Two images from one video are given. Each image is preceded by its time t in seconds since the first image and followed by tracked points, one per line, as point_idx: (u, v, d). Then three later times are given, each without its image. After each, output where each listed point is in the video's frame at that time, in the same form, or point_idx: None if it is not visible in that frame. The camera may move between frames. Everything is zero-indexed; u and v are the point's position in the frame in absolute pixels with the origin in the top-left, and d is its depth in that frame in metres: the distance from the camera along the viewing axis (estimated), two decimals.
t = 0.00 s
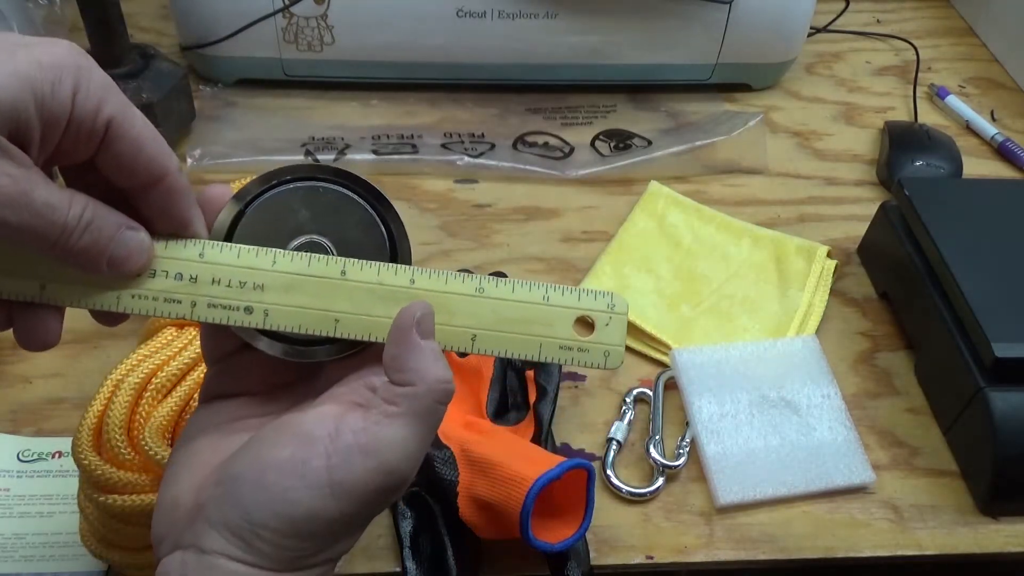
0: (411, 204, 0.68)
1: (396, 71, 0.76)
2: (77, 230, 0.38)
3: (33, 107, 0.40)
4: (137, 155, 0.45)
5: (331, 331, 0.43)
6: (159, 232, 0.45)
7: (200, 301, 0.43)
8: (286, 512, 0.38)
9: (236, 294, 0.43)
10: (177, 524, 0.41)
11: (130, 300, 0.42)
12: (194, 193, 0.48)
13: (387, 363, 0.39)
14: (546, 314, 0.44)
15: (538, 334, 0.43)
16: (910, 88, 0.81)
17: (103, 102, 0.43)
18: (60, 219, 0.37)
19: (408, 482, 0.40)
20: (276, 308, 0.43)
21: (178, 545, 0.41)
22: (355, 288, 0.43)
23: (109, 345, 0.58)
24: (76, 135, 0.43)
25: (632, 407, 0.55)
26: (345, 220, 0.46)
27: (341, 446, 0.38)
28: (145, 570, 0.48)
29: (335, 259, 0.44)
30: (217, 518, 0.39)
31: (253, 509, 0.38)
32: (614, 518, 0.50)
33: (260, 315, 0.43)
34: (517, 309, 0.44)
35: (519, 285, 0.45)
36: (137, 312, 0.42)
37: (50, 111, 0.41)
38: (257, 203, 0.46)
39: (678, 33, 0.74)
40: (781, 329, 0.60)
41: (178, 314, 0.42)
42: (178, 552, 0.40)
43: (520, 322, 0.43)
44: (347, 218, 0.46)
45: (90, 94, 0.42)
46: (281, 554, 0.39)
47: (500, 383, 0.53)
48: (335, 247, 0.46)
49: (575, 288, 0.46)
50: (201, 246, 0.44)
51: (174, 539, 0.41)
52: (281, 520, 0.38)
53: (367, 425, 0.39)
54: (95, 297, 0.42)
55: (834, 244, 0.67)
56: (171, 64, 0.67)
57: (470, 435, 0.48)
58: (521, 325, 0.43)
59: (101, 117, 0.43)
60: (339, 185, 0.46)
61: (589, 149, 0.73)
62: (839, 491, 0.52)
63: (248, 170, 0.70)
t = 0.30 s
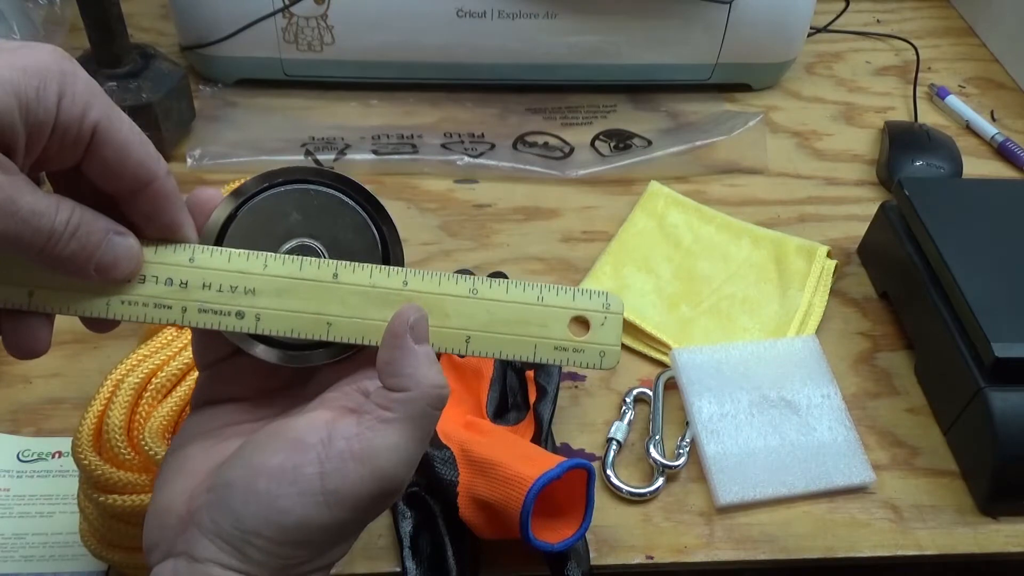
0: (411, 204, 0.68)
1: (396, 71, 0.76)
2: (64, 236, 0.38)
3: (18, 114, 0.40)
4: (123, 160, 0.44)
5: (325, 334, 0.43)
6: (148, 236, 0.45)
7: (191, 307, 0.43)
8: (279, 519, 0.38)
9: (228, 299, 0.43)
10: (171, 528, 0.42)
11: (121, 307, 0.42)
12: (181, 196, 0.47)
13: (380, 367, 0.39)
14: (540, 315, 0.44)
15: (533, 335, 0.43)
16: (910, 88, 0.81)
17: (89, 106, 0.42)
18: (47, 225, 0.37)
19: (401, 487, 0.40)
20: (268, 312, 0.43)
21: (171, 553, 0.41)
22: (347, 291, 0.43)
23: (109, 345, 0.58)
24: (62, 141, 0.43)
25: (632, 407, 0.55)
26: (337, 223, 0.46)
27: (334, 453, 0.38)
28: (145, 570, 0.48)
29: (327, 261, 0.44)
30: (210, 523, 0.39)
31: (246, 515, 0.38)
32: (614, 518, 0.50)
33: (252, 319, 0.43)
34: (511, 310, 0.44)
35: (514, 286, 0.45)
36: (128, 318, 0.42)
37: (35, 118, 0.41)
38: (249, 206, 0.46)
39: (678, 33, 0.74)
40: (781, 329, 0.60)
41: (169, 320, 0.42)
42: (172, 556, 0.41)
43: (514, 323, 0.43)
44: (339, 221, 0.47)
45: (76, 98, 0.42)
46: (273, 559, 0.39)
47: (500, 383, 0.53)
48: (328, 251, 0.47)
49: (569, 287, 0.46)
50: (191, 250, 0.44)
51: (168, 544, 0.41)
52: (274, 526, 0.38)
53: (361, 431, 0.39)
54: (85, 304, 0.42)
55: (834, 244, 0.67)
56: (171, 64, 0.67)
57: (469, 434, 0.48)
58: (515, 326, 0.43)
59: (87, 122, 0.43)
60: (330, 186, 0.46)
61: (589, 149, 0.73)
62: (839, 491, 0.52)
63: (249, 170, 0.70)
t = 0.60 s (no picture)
0: (411, 205, 0.68)
1: (396, 71, 0.76)
2: (52, 235, 0.38)
3: (4, 112, 0.40)
4: (111, 159, 0.44)
5: (314, 334, 0.43)
6: (136, 236, 0.45)
7: (180, 307, 0.43)
8: (269, 518, 0.38)
9: (217, 299, 0.43)
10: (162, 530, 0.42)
11: (109, 307, 0.42)
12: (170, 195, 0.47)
13: (369, 364, 0.39)
14: (532, 314, 0.44)
15: (525, 335, 0.43)
16: (910, 88, 0.81)
17: (76, 105, 0.42)
18: (34, 224, 0.37)
19: (393, 484, 0.40)
20: (257, 312, 0.43)
21: (162, 554, 0.41)
22: (337, 291, 0.43)
23: (109, 345, 0.58)
24: (49, 139, 0.43)
25: (632, 407, 0.55)
26: (326, 222, 0.47)
27: (323, 450, 0.38)
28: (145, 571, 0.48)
29: (317, 260, 0.44)
30: (200, 523, 0.39)
31: (237, 515, 0.38)
32: (614, 518, 0.50)
33: (241, 319, 0.43)
34: (502, 310, 0.44)
35: (506, 285, 0.45)
36: (116, 318, 0.42)
37: (21, 116, 0.41)
38: (237, 205, 0.46)
39: (678, 33, 0.74)
40: (780, 329, 0.60)
41: (158, 320, 0.42)
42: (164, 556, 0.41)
43: (506, 323, 0.43)
44: (328, 220, 0.47)
45: (63, 97, 0.42)
46: (265, 558, 0.39)
47: (500, 383, 0.53)
48: (316, 248, 0.46)
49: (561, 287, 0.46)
50: (179, 250, 0.44)
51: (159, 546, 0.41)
52: (264, 525, 0.38)
53: (350, 428, 0.39)
54: (74, 303, 0.42)
55: (834, 244, 0.67)
56: (171, 64, 0.67)
57: (469, 435, 0.48)
58: (506, 326, 0.43)
59: (74, 121, 0.42)
60: (319, 185, 0.46)
61: (589, 149, 0.73)
62: (839, 491, 0.52)
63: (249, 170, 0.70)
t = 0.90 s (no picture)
0: (411, 205, 0.68)
1: (396, 71, 0.76)
2: (44, 233, 0.38)
3: None
4: (103, 158, 0.44)
5: (309, 332, 0.43)
6: (129, 234, 0.45)
7: (174, 305, 0.43)
8: (262, 517, 0.38)
9: (211, 297, 0.43)
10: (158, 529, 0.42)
11: (102, 305, 0.42)
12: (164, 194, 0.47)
13: (362, 362, 0.39)
14: (528, 311, 0.44)
15: (521, 331, 0.43)
16: (910, 88, 0.81)
17: (67, 103, 0.42)
18: (26, 222, 0.37)
19: (387, 483, 0.40)
20: (251, 309, 0.43)
21: (157, 553, 0.41)
22: (332, 288, 0.43)
23: (109, 345, 0.58)
24: (40, 138, 0.42)
25: (632, 407, 0.55)
26: (321, 219, 0.47)
27: (316, 449, 0.38)
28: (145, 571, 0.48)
29: (312, 258, 0.44)
30: (194, 523, 0.39)
31: (230, 515, 0.38)
32: (614, 518, 0.50)
33: (235, 317, 0.43)
34: (498, 307, 0.44)
35: (501, 282, 0.45)
36: (110, 317, 0.42)
37: (11, 114, 0.40)
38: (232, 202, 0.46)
39: (678, 33, 0.74)
40: (780, 329, 0.60)
41: (152, 318, 0.42)
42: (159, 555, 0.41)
43: (501, 320, 0.43)
44: (322, 217, 0.47)
45: (54, 95, 0.41)
46: (259, 557, 0.39)
47: (500, 383, 0.53)
48: (311, 246, 0.46)
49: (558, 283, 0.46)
50: (173, 248, 0.44)
51: (153, 545, 0.41)
52: (258, 525, 0.38)
53: (343, 426, 0.39)
54: (67, 302, 0.42)
55: (834, 244, 0.67)
56: (171, 64, 0.67)
57: (469, 435, 0.48)
58: (501, 323, 0.43)
59: (65, 119, 0.42)
60: (313, 182, 0.46)
61: (589, 149, 0.73)
62: (839, 491, 0.52)
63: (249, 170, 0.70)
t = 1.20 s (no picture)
0: (411, 205, 0.68)
1: (396, 71, 0.76)
2: (34, 231, 0.38)
3: None
4: (93, 156, 0.44)
5: (302, 327, 0.43)
6: (121, 232, 0.45)
7: (167, 302, 0.43)
8: (255, 513, 0.38)
9: (204, 294, 0.43)
10: (152, 525, 0.42)
11: (95, 303, 0.42)
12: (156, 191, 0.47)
13: (354, 359, 0.39)
14: (521, 305, 0.44)
15: (514, 325, 0.43)
16: (910, 88, 0.81)
17: (57, 102, 0.42)
18: (17, 220, 0.37)
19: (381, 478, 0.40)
20: (244, 306, 0.43)
21: (151, 549, 0.41)
22: (325, 284, 0.43)
23: (109, 345, 0.58)
24: (30, 137, 0.42)
25: (632, 407, 0.55)
26: (315, 215, 0.47)
27: (309, 444, 0.38)
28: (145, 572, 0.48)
29: (304, 254, 0.44)
30: (188, 519, 0.39)
31: (223, 510, 0.38)
32: (615, 518, 0.50)
33: (228, 314, 0.43)
34: (491, 302, 0.44)
35: (494, 276, 0.45)
36: (103, 315, 0.42)
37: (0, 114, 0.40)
38: (224, 201, 0.46)
39: (678, 33, 0.74)
40: (780, 329, 0.60)
41: (145, 316, 0.42)
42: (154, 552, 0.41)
43: (494, 314, 0.43)
44: (314, 211, 0.47)
45: (43, 94, 0.41)
46: (252, 553, 0.40)
47: (500, 384, 0.53)
48: (304, 242, 0.47)
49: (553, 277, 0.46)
50: (165, 246, 0.44)
51: (146, 541, 0.42)
52: (252, 520, 0.38)
53: (336, 421, 0.39)
54: (60, 301, 0.42)
55: (834, 244, 0.67)
56: (171, 64, 0.67)
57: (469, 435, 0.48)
58: (494, 318, 0.43)
59: (55, 118, 0.42)
60: (306, 178, 0.46)
61: (589, 149, 0.73)
62: (839, 491, 0.52)
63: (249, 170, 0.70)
